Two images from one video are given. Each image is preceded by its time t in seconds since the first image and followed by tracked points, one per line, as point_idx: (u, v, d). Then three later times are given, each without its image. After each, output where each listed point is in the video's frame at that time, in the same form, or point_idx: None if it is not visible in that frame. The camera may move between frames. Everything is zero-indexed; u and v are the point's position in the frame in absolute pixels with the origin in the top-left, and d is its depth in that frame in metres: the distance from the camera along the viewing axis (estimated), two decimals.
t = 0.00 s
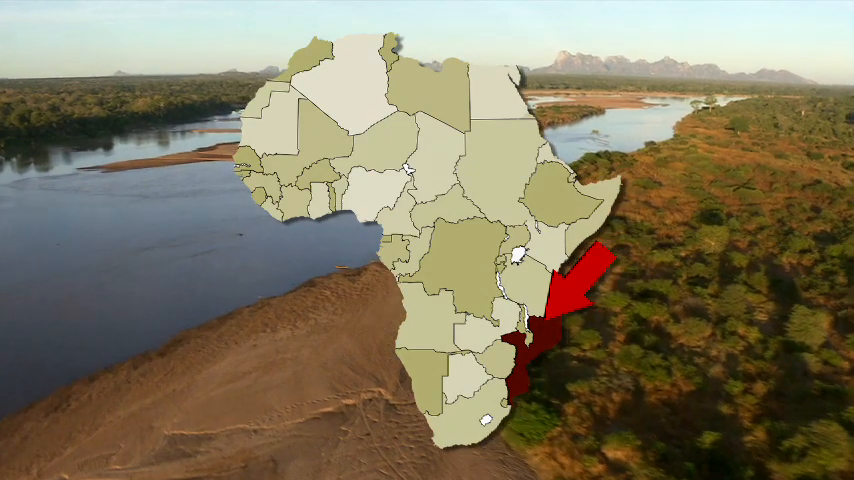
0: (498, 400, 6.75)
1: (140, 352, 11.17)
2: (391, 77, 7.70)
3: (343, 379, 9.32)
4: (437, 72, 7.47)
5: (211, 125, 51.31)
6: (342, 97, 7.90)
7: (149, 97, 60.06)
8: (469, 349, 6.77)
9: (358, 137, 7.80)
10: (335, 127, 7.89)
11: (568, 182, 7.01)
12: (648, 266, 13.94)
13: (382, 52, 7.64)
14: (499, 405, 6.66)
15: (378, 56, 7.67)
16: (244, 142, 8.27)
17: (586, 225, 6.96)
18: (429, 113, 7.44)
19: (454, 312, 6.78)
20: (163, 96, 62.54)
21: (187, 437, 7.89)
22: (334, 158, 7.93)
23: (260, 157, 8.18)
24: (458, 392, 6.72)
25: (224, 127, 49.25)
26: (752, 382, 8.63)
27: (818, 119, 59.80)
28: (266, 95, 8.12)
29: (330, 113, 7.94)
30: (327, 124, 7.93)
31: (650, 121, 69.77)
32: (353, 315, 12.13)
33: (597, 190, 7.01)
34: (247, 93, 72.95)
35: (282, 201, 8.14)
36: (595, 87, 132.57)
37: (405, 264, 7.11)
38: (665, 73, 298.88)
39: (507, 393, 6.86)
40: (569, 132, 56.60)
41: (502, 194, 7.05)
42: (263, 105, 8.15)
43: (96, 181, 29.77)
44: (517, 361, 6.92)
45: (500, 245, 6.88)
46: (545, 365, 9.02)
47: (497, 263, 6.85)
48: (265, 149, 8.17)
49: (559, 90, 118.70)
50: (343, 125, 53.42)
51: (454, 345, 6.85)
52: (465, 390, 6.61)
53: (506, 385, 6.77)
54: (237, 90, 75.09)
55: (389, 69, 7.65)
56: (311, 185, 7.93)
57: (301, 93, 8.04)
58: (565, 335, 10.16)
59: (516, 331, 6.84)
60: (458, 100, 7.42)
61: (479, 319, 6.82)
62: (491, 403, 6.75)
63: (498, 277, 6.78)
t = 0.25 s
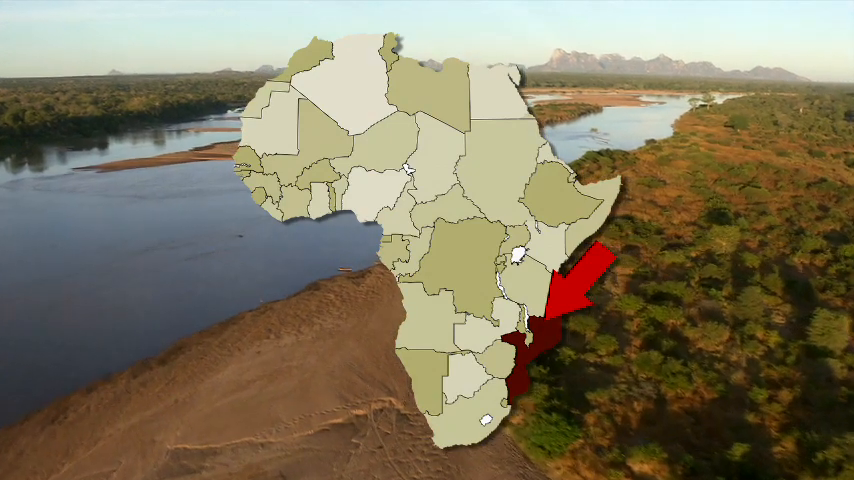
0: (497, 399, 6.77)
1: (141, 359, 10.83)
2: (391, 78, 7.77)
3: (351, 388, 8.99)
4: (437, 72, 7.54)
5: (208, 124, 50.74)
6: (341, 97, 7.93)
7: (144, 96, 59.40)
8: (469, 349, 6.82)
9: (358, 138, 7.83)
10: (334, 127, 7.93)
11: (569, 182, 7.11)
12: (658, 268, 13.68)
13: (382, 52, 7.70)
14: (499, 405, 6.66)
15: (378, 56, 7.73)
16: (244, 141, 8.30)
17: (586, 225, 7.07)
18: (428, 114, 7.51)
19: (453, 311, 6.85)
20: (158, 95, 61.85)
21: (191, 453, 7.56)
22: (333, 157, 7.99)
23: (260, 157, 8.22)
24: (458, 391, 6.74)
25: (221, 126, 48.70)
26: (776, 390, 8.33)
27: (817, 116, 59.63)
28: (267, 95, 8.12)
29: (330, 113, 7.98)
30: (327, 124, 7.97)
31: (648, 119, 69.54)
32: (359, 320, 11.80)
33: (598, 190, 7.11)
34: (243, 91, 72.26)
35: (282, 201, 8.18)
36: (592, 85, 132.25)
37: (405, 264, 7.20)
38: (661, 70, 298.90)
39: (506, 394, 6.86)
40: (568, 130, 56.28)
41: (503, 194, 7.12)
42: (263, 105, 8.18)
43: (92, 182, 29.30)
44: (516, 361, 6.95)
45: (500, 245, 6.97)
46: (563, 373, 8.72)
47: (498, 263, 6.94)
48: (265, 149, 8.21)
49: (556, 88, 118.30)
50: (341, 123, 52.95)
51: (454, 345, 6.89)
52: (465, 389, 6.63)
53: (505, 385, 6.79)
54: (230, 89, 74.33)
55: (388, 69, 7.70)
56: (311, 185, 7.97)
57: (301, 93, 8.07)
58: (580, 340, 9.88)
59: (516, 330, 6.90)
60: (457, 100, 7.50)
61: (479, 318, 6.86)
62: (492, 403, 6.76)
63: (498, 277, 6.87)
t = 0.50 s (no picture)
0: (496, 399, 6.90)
1: (140, 367, 10.46)
2: (391, 77, 8.29)
3: (361, 398, 8.66)
4: (437, 72, 8.04)
5: (204, 123, 50.15)
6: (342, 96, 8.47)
7: (139, 95, 58.74)
8: (469, 349, 6.91)
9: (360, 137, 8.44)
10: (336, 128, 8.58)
11: (569, 182, 7.61)
12: (669, 269, 13.39)
13: (382, 52, 8.16)
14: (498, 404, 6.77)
15: (379, 56, 8.18)
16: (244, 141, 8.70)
17: (587, 225, 7.55)
18: (429, 114, 8.02)
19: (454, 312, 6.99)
20: (153, 94, 61.19)
21: (195, 468, 7.23)
22: (334, 159, 8.52)
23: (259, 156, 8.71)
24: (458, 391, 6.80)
25: (218, 126, 48.14)
26: (803, 397, 8.04)
27: (816, 114, 59.47)
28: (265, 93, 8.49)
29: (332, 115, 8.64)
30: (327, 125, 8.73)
31: (647, 116, 69.31)
32: (365, 325, 11.45)
33: (597, 191, 7.80)
34: (240, 90, 71.58)
35: (282, 200, 8.63)
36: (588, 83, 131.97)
37: (405, 264, 7.46)
38: (657, 68, 298.96)
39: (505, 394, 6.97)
40: (567, 128, 55.92)
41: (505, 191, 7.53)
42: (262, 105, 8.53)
43: (88, 182, 28.83)
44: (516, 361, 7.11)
45: (500, 245, 7.30)
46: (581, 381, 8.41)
47: (498, 263, 7.22)
48: (265, 149, 8.78)
49: (553, 86, 117.88)
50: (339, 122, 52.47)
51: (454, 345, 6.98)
52: (466, 389, 6.73)
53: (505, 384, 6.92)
54: (226, 88, 73.62)
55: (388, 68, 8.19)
56: (311, 185, 8.42)
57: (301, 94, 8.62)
58: (595, 346, 9.57)
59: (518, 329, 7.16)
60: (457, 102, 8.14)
61: (479, 318, 7.01)
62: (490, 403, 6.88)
63: (498, 277, 7.13)
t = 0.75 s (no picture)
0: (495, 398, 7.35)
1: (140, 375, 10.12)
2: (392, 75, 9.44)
3: (370, 408, 8.34)
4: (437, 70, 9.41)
5: (200, 123, 49.58)
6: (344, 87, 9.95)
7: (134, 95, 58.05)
8: (469, 349, 7.03)
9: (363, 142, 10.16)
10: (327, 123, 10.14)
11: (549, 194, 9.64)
12: (680, 271, 13.13)
13: (385, 52, 9.05)
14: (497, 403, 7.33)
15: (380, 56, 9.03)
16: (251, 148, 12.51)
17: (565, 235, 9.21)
18: (428, 114, 9.59)
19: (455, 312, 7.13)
20: (148, 94, 60.49)
21: None
22: (332, 161, 10.74)
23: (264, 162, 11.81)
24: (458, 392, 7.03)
25: (214, 125, 47.59)
26: (831, 406, 7.73)
27: (815, 111, 59.33)
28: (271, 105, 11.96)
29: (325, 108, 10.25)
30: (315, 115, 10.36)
31: (644, 114, 69.00)
32: (372, 331, 11.11)
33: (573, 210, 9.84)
34: (235, 89, 70.90)
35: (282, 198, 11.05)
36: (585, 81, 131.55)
37: (406, 264, 8.08)
38: (653, 66, 299.08)
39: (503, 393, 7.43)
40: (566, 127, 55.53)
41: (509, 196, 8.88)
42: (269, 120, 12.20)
43: (84, 183, 28.38)
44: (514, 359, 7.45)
45: (500, 245, 7.75)
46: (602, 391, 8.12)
47: (498, 264, 7.62)
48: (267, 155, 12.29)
49: (550, 84, 117.50)
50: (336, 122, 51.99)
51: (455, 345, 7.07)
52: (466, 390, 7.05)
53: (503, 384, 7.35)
54: (221, 87, 72.94)
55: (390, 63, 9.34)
56: (309, 185, 10.56)
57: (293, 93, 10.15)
58: (612, 352, 9.28)
59: (514, 329, 7.60)
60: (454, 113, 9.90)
61: (479, 318, 7.13)
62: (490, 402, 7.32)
63: (498, 277, 7.50)
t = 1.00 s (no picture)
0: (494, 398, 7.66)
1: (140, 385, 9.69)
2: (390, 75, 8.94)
3: (383, 421, 7.96)
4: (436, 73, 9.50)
5: (195, 122, 48.89)
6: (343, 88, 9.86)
7: (127, 94, 57.25)
8: (469, 349, 7.19)
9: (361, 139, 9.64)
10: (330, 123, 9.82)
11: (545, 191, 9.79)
12: (694, 273, 12.79)
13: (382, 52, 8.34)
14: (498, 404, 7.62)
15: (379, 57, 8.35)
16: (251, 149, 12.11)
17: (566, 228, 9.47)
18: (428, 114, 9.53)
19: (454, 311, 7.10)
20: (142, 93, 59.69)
21: None
22: (334, 160, 9.76)
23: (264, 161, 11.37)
24: (459, 391, 7.40)
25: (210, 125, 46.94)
26: None
27: (814, 108, 59.15)
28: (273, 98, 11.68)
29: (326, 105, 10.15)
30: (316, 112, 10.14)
31: (642, 112, 68.63)
32: (381, 338, 10.70)
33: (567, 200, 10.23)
34: (230, 88, 70.12)
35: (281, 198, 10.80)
36: (581, 79, 131.24)
37: (405, 263, 7.90)
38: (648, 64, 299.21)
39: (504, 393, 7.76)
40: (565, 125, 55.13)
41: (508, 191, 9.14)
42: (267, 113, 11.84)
43: (77, 183, 27.79)
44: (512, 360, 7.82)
45: (500, 246, 7.60)
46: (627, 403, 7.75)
47: (498, 263, 7.54)
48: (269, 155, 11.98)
49: (546, 82, 117.07)
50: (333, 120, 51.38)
51: (454, 345, 7.17)
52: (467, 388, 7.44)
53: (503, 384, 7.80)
54: (216, 86, 72.18)
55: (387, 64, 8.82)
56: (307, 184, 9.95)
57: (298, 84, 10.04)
58: (632, 359, 8.92)
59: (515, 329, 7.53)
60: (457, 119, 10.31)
61: (479, 318, 7.11)
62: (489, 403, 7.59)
63: (498, 277, 7.43)
